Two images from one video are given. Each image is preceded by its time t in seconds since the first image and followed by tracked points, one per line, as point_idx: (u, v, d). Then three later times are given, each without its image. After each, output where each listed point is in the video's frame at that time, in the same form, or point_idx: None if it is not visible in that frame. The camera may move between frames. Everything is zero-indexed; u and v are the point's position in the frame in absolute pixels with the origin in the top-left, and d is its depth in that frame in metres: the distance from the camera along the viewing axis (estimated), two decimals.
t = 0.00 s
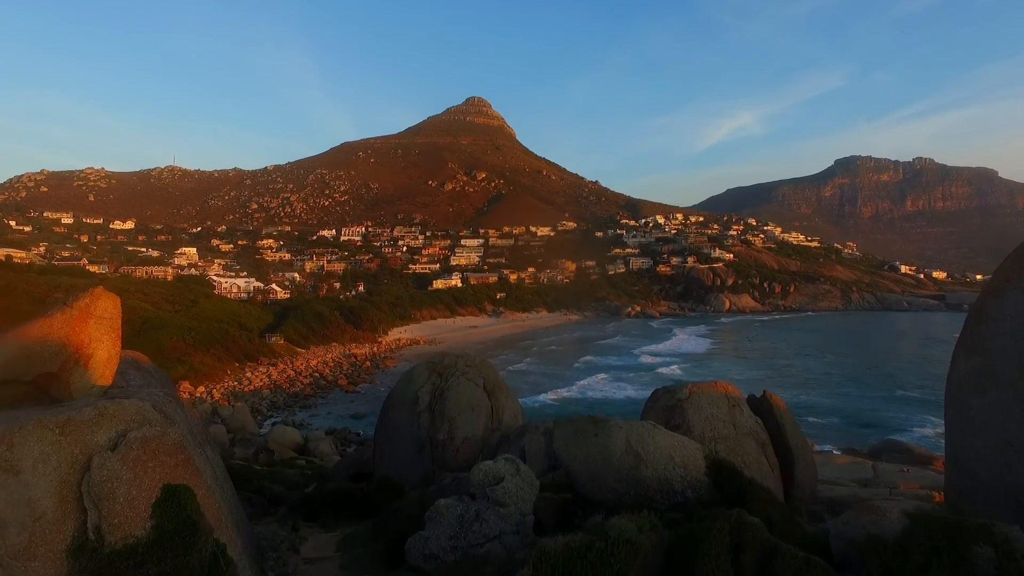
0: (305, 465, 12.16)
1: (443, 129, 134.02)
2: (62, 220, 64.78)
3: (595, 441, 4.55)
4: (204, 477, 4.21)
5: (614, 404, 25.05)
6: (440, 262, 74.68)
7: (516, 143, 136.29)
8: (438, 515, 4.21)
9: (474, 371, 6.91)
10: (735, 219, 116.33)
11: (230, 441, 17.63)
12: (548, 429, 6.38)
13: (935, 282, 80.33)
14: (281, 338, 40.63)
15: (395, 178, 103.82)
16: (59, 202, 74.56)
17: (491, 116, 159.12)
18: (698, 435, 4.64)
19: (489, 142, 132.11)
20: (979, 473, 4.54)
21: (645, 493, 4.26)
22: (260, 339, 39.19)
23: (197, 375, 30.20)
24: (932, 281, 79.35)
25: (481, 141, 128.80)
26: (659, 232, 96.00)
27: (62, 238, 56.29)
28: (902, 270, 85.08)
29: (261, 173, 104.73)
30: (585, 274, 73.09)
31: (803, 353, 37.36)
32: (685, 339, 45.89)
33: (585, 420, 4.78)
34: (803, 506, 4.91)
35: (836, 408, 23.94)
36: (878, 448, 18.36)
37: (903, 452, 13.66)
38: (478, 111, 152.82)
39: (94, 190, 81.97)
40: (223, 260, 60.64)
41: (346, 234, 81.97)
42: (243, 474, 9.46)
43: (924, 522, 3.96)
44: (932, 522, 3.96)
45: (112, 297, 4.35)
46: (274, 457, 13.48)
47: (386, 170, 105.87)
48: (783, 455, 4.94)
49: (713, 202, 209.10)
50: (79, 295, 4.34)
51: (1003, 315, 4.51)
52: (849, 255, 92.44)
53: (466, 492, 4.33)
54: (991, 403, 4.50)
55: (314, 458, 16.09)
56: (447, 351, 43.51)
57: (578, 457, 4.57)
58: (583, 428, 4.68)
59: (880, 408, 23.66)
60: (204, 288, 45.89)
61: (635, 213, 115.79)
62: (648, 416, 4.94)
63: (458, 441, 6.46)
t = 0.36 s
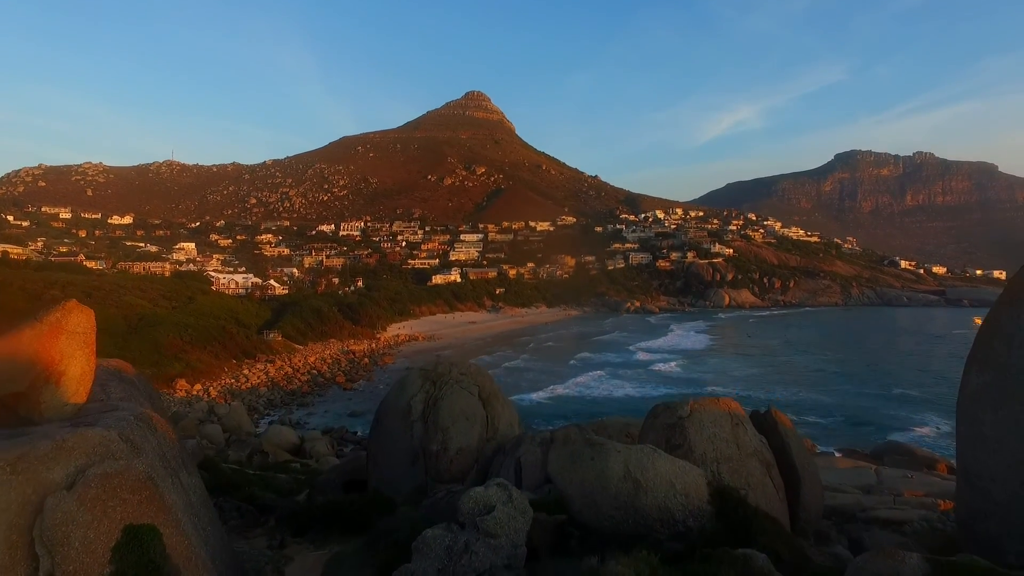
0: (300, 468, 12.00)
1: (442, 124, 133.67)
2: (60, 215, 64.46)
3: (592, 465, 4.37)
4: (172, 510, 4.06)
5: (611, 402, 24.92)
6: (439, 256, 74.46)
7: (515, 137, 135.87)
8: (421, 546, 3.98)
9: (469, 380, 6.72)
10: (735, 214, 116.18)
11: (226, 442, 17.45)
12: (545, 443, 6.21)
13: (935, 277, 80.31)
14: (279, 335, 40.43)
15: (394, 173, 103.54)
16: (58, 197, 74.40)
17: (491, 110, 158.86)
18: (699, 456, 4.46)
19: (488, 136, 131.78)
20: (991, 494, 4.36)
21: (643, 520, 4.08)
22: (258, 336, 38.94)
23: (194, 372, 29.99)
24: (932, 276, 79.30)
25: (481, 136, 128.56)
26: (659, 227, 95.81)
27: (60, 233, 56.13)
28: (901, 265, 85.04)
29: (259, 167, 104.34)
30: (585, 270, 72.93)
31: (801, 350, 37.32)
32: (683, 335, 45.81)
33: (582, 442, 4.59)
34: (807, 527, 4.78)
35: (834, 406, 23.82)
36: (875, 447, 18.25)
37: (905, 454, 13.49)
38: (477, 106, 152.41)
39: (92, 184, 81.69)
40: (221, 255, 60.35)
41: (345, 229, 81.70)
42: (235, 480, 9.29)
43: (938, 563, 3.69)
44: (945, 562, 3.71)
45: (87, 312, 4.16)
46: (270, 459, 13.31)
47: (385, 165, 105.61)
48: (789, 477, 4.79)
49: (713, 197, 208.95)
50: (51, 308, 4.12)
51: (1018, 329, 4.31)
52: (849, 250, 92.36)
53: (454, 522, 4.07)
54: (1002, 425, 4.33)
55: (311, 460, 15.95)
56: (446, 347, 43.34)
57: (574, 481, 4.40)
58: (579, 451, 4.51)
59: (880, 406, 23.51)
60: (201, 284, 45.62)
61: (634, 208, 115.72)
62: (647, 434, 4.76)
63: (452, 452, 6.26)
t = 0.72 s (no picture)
0: (295, 471, 11.83)
1: (441, 118, 133.19)
2: (58, 210, 64.27)
3: (587, 492, 4.19)
4: (139, 548, 3.89)
5: (608, 400, 24.80)
6: (439, 252, 74.31)
7: (515, 132, 135.68)
8: None
9: (463, 388, 6.53)
10: (735, 209, 116.06)
11: (223, 442, 17.32)
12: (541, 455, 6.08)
13: (935, 272, 80.15)
14: (277, 331, 40.24)
15: (394, 167, 103.27)
16: (57, 191, 74.24)
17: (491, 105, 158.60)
18: (698, 479, 4.28)
19: (488, 131, 131.48)
20: (1005, 516, 4.20)
21: (640, 551, 3.90)
22: (256, 332, 38.75)
23: (192, 370, 29.85)
24: (932, 271, 79.30)
25: (480, 131, 128.32)
26: (659, 222, 95.62)
27: (59, 228, 56.00)
28: (902, 260, 84.86)
29: (258, 162, 104.03)
30: (584, 265, 72.79)
31: (799, 347, 37.19)
32: (682, 331, 45.67)
33: (576, 467, 4.40)
34: (812, 551, 4.61)
35: (833, 404, 23.69)
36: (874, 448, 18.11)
37: (908, 457, 13.30)
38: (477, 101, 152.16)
39: (91, 179, 81.48)
40: (220, 250, 60.14)
41: (344, 224, 81.48)
42: (228, 485, 9.12)
43: None
44: None
45: (61, 329, 4.07)
46: (265, 460, 13.18)
47: (385, 159, 105.36)
48: (792, 496, 4.65)
49: (713, 190, 208.60)
50: (20, 323, 4.01)
51: None
52: (849, 245, 92.27)
53: (443, 553, 3.90)
54: (1016, 444, 4.16)
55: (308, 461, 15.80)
56: (445, 343, 43.20)
57: (569, 508, 4.23)
58: (574, 475, 4.33)
59: (879, 405, 23.38)
60: (199, 280, 45.39)
61: (634, 203, 115.56)
62: (646, 454, 4.59)
63: (446, 463, 6.08)
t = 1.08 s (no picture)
0: (289, 475, 11.69)
1: (441, 112, 132.92)
2: (56, 205, 64.04)
3: (582, 520, 4.02)
4: None
5: (606, 398, 24.65)
6: (438, 246, 74.16)
7: (515, 127, 135.48)
8: None
9: (457, 396, 6.37)
10: (734, 204, 115.92)
11: (218, 443, 17.21)
12: (537, 467, 5.92)
13: (935, 267, 80.04)
14: (275, 328, 40.05)
15: (393, 161, 102.96)
16: (55, 186, 73.95)
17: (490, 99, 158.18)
18: (700, 501, 4.11)
19: (487, 125, 131.12)
20: (1021, 539, 4.04)
21: None
22: (255, 329, 38.57)
23: (189, 368, 29.72)
24: (932, 267, 79.13)
25: (479, 125, 128.06)
26: (659, 217, 95.36)
27: (57, 222, 55.78)
28: (902, 255, 84.75)
29: (257, 157, 103.69)
30: (584, 260, 72.62)
31: (797, 343, 37.02)
32: (681, 327, 45.53)
33: (570, 492, 4.22)
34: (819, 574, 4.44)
35: (832, 402, 23.60)
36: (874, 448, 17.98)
37: (910, 458, 13.13)
38: (476, 95, 151.75)
39: (89, 174, 81.20)
40: (219, 245, 59.92)
41: (343, 218, 81.20)
42: (220, 491, 8.97)
43: None
44: None
45: (29, 345, 3.91)
46: (260, 462, 13.05)
47: (384, 154, 105.03)
48: (797, 516, 4.50)
49: (714, 184, 208.24)
50: None
51: None
52: (849, 240, 92.04)
53: None
54: None
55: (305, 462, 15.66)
56: (444, 339, 43.13)
57: (563, 537, 4.07)
58: (567, 501, 4.15)
59: (879, 403, 23.23)
60: (197, 276, 45.18)
61: (634, 198, 115.38)
62: (645, 474, 4.43)
63: (439, 474, 5.93)
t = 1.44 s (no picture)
0: (285, 478, 11.54)
1: (441, 106, 132.57)
2: (54, 200, 63.75)
3: (579, 550, 3.87)
4: None
5: (604, 395, 24.53)
6: (438, 241, 73.99)
7: (515, 121, 135.31)
8: None
9: (451, 405, 6.22)
10: (734, 198, 115.75)
11: (215, 442, 17.12)
12: (533, 479, 5.79)
13: (935, 262, 79.87)
14: (274, 324, 39.90)
15: (392, 156, 102.60)
16: (53, 181, 73.74)
17: (489, 93, 157.51)
18: (700, 524, 3.98)
19: (487, 120, 130.59)
20: None
21: None
22: (253, 325, 38.44)
23: (187, 365, 29.59)
24: (932, 261, 78.95)
25: (479, 119, 127.74)
26: (659, 211, 95.05)
27: (56, 217, 55.63)
28: (902, 250, 84.58)
29: (256, 151, 103.28)
30: (583, 255, 72.45)
31: (796, 340, 36.87)
32: (680, 323, 45.40)
33: (566, 519, 4.07)
34: None
35: (833, 400, 23.51)
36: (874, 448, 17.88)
37: (912, 460, 12.99)
38: (475, 90, 151.19)
39: (88, 168, 80.97)
40: (218, 240, 59.68)
41: (342, 213, 80.93)
42: (212, 497, 8.82)
43: None
44: None
45: None
46: (256, 464, 12.92)
47: (383, 148, 104.64)
48: (800, 538, 4.39)
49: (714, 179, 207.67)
50: None
51: None
52: (849, 235, 91.78)
53: None
54: None
55: (302, 462, 15.55)
56: (442, 335, 43.03)
57: (560, 565, 3.93)
58: (564, 530, 4.00)
59: (879, 401, 23.13)
60: (195, 272, 44.95)
61: (634, 192, 115.17)
62: (642, 497, 4.30)
63: (433, 486, 5.81)
